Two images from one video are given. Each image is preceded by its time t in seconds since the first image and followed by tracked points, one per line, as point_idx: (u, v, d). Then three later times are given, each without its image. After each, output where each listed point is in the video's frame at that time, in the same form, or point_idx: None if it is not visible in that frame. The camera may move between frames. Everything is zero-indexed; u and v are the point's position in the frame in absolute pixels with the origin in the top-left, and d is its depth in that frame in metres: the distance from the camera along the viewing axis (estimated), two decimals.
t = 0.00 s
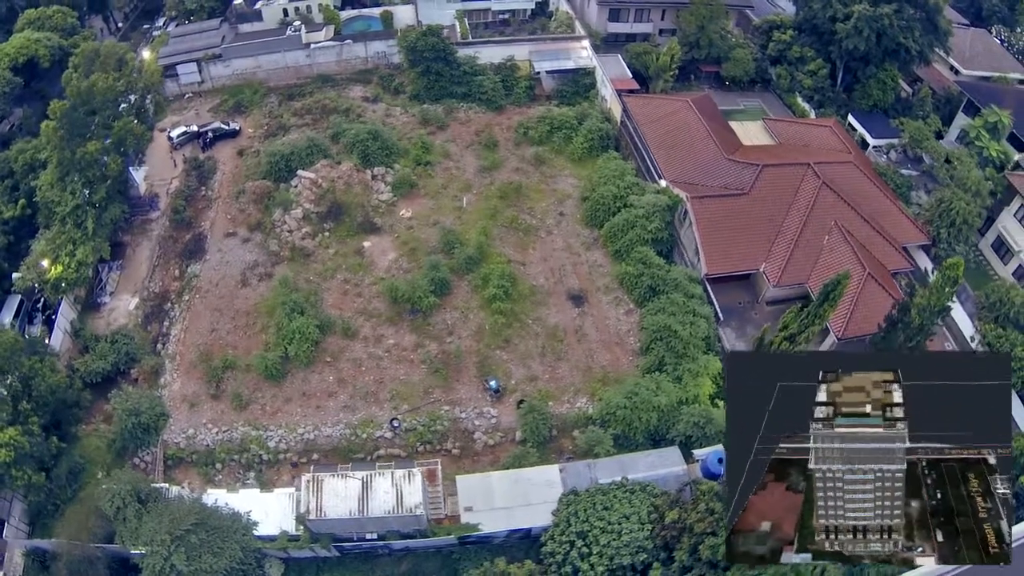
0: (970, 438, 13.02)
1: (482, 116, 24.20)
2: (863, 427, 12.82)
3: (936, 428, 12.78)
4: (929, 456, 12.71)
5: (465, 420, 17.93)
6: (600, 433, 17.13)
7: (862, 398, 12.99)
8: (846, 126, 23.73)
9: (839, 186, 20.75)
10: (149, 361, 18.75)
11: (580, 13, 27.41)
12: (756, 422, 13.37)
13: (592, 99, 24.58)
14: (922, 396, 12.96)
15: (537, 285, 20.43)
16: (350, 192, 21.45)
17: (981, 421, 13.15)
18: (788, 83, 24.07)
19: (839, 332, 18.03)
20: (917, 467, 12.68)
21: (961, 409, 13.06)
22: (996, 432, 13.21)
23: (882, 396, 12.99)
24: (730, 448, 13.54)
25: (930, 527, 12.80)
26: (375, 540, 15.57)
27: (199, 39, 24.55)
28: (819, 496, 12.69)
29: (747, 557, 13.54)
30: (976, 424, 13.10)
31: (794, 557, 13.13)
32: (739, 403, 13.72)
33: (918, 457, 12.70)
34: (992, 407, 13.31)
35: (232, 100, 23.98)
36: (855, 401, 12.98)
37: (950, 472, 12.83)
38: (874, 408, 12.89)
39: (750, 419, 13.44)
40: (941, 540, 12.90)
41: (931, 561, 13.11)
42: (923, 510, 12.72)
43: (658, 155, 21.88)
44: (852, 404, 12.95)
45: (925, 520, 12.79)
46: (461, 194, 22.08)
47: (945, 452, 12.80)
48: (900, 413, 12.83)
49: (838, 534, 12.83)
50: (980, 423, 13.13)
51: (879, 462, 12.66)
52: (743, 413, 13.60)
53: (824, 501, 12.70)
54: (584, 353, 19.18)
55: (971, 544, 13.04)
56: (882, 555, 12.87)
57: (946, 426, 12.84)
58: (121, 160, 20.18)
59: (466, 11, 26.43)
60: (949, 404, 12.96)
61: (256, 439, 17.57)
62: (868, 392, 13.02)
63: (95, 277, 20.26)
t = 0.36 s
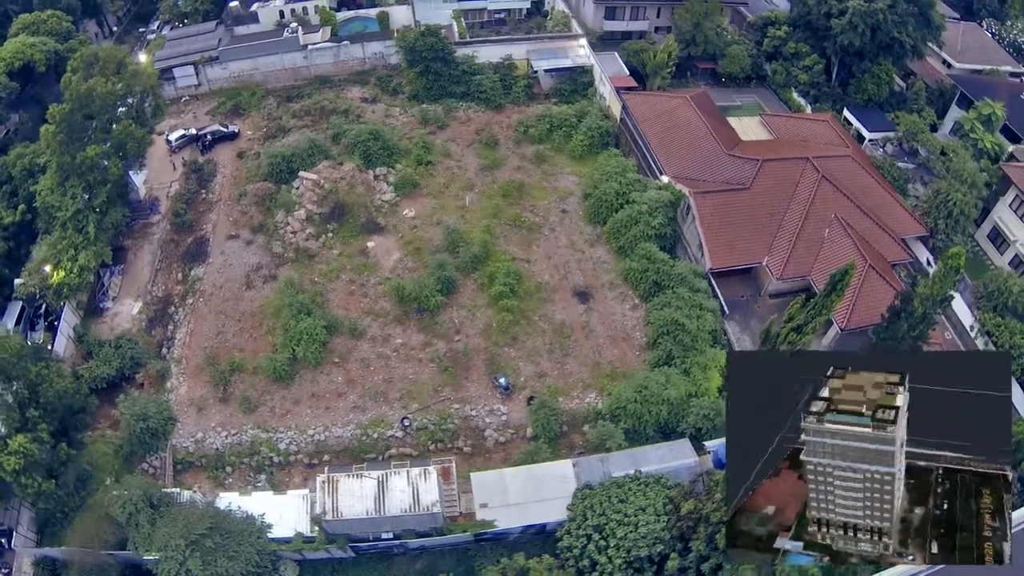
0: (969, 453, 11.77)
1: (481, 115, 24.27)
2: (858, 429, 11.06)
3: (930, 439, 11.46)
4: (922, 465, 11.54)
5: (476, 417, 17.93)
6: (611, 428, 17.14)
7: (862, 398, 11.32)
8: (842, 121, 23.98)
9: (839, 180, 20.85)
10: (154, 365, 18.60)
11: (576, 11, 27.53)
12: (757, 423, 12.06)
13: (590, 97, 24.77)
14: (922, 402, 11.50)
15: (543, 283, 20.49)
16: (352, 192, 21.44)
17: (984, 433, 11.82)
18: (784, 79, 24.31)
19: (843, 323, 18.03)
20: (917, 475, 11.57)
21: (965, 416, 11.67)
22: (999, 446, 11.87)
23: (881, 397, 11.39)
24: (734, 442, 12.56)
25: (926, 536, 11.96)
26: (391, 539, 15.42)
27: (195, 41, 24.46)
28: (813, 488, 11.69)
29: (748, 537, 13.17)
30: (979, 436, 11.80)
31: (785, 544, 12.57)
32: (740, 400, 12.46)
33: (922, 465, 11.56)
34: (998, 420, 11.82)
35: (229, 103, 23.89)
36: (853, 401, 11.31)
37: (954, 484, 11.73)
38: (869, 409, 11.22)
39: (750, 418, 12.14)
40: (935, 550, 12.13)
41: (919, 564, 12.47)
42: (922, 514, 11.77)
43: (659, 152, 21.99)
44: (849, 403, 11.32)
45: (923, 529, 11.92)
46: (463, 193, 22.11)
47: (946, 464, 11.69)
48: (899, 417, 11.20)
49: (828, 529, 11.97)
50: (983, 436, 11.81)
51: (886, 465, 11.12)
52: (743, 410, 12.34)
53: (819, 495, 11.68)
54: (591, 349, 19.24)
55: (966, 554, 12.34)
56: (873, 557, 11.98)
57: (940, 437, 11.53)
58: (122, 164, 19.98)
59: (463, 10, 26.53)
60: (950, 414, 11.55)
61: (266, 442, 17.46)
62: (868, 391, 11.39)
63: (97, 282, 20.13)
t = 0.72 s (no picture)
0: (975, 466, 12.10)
1: (479, 114, 24.36)
2: (846, 425, 11.25)
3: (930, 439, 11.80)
4: (928, 469, 11.87)
5: (486, 413, 17.94)
6: (619, 420, 17.22)
7: (858, 397, 11.57)
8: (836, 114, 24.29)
9: (835, 172, 21.04)
10: (159, 369, 18.44)
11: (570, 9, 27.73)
12: (761, 422, 12.46)
13: (587, 94, 24.94)
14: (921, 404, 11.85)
15: (547, 279, 20.56)
16: (354, 193, 21.44)
17: (987, 442, 12.10)
18: (778, 73, 24.60)
19: (845, 311, 17.99)
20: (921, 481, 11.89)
21: (965, 420, 11.98)
22: (1000, 457, 12.15)
23: (879, 395, 11.64)
24: (738, 442, 12.87)
25: (921, 545, 12.26)
26: (406, 537, 15.39)
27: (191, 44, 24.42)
28: (808, 479, 11.94)
29: (749, 518, 13.19)
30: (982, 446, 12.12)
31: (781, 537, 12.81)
32: (744, 398, 12.87)
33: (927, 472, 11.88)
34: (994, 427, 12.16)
35: (226, 105, 23.83)
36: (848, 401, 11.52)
37: (963, 497, 12.12)
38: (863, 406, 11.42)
39: (755, 417, 12.54)
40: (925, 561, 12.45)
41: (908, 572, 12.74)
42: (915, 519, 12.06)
43: (657, 148, 22.14)
44: (845, 400, 11.54)
45: (920, 539, 12.23)
46: (464, 191, 22.15)
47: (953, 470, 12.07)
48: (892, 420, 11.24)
49: (821, 522, 12.22)
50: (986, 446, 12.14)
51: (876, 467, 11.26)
52: (747, 409, 12.75)
53: (814, 487, 11.93)
54: (597, 344, 19.32)
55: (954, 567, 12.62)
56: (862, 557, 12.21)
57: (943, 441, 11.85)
58: (122, 167, 19.79)
59: (458, 10, 26.67)
60: (949, 419, 11.91)
61: (276, 443, 17.35)
62: (866, 390, 11.68)
63: (98, 287, 19.98)
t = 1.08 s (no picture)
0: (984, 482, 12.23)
1: (465, 113, 24.47)
2: (841, 422, 11.41)
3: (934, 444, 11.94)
4: (938, 478, 12.05)
5: (489, 410, 18.01)
6: (622, 411, 17.41)
7: (858, 397, 11.68)
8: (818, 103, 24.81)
9: (821, 160, 21.38)
10: (157, 380, 18.31)
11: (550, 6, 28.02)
12: (761, 418, 12.73)
13: (571, 91, 25.13)
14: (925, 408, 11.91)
15: (541, 275, 20.70)
16: (346, 196, 21.44)
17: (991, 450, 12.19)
18: (759, 64, 25.04)
19: (835, 297, 18.64)
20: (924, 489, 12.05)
21: (968, 427, 12.11)
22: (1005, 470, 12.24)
23: (882, 397, 11.73)
24: (739, 437, 13.19)
25: (912, 553, 12.42)
26: (417, 536, 15.39)
27: (173, 53, 24.31)
28: (804, 469, 12.16)
29: (758, 497, 13.13)
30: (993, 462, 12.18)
31: (774, 526, 12.94)
32: (744, 394, 13.18)
33: (932, 481, 12.06)
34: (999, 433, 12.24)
35: (211, 113, 23.73)
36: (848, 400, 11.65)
37: (971, 513, 12.34)
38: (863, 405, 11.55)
39: (756, 414, 12.83)
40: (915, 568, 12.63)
41: None
42: (909, 524, 12.20)
43: (645, 142, 22.38)
44: (844, 398, 11.72)
45: (913, 547, 12.38)
46: (454, 191, 22.24)
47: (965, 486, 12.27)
48: (884, 423, 11.36)
49: (815, 513, 12.38)
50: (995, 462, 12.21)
51: (869, 467, 11.36)
52: (748, 405, 13.07)
53: (810, 477, 12.13)
54: (595, 337, 19.48)
55: None
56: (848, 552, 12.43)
57: (945, 448, 12.01)
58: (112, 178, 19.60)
59: (439, 11, 26.75)
60: (950, 425, 12.01)
61: (280, 449, 17.29)
62: (868, 391, 11.77)
63: (91, 300, 19.68)
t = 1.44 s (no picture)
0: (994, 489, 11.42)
1: (445, 114, 24.53)
2: (836, 417, 11.15)
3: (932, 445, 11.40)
4: (949, 486, 11.43)
5: (486, 407, 18.13)
6: (619, 401, 17.63)
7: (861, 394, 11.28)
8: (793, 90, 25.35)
9: (799, 146, 21.80)
10: (152, 395, 18.23)
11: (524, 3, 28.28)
12: (762, 418, 12.19)
13: (549, 87, 25.21)
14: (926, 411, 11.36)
15: (530, 270, 20.84)
16: (331, 201, 21.43)
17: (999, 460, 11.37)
18: (733, 54, 25.50)
19: (822, 280, 19.18)
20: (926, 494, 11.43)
21: (973, 431, 11.41)
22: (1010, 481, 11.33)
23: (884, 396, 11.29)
24: (738, 437, 12.53)
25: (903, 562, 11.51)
26: (425, 536, 15.72)
27: (148, 65, 24.18)
28: (805, 462, 11.77)
29: (769, 483, 12.38)
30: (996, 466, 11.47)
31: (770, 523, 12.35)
32: (742, 394, 12.43)
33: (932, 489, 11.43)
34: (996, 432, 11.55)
35: (190, 124, 23.62)
36: (850, 399, 11.28)
37: (977, 527, 11.44)
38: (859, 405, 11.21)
39: (755, 415, 12.25)
40: None
41: None
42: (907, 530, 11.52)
43: (626, 135, 22.65)
44: (844, 395, 11.39)
45: (906, 557, 11.48)
46: (438, 191, 22.32)
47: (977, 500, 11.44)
48: (878, 423, 10.98)
49: (814, 506, 11.83)
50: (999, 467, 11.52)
51: (858, 464, 10.99)
52: (747, 405, 12.38)
53: (806, 470, 11.75)
54: (587, 329, 19.68)
55: None
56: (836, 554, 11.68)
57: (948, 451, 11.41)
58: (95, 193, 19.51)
59: (414, 12, 26.81)
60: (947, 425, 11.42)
61: (281, 457, 17.27)
62: (869, 390, 11.34)
63: (79, 317, 19.74)
